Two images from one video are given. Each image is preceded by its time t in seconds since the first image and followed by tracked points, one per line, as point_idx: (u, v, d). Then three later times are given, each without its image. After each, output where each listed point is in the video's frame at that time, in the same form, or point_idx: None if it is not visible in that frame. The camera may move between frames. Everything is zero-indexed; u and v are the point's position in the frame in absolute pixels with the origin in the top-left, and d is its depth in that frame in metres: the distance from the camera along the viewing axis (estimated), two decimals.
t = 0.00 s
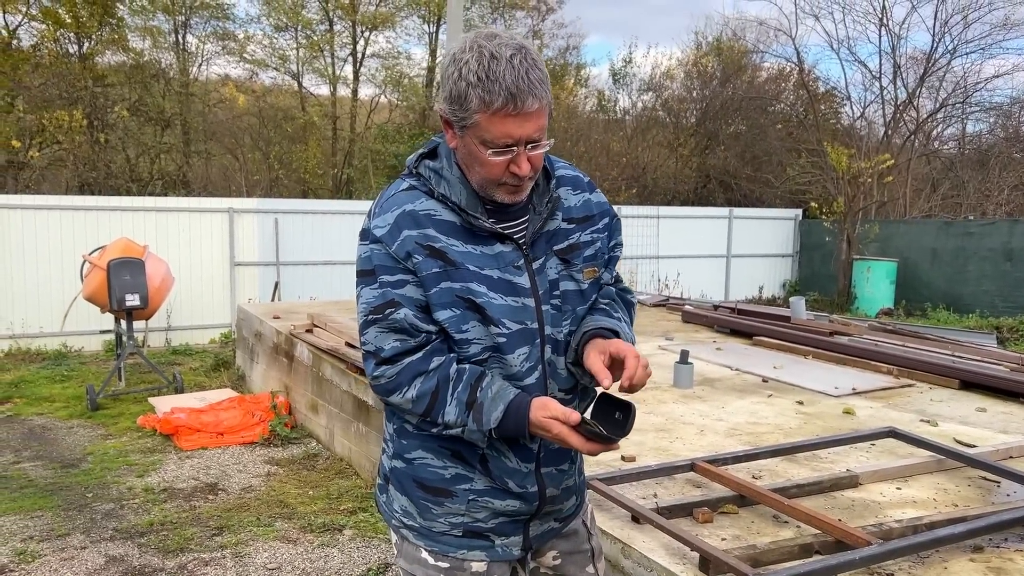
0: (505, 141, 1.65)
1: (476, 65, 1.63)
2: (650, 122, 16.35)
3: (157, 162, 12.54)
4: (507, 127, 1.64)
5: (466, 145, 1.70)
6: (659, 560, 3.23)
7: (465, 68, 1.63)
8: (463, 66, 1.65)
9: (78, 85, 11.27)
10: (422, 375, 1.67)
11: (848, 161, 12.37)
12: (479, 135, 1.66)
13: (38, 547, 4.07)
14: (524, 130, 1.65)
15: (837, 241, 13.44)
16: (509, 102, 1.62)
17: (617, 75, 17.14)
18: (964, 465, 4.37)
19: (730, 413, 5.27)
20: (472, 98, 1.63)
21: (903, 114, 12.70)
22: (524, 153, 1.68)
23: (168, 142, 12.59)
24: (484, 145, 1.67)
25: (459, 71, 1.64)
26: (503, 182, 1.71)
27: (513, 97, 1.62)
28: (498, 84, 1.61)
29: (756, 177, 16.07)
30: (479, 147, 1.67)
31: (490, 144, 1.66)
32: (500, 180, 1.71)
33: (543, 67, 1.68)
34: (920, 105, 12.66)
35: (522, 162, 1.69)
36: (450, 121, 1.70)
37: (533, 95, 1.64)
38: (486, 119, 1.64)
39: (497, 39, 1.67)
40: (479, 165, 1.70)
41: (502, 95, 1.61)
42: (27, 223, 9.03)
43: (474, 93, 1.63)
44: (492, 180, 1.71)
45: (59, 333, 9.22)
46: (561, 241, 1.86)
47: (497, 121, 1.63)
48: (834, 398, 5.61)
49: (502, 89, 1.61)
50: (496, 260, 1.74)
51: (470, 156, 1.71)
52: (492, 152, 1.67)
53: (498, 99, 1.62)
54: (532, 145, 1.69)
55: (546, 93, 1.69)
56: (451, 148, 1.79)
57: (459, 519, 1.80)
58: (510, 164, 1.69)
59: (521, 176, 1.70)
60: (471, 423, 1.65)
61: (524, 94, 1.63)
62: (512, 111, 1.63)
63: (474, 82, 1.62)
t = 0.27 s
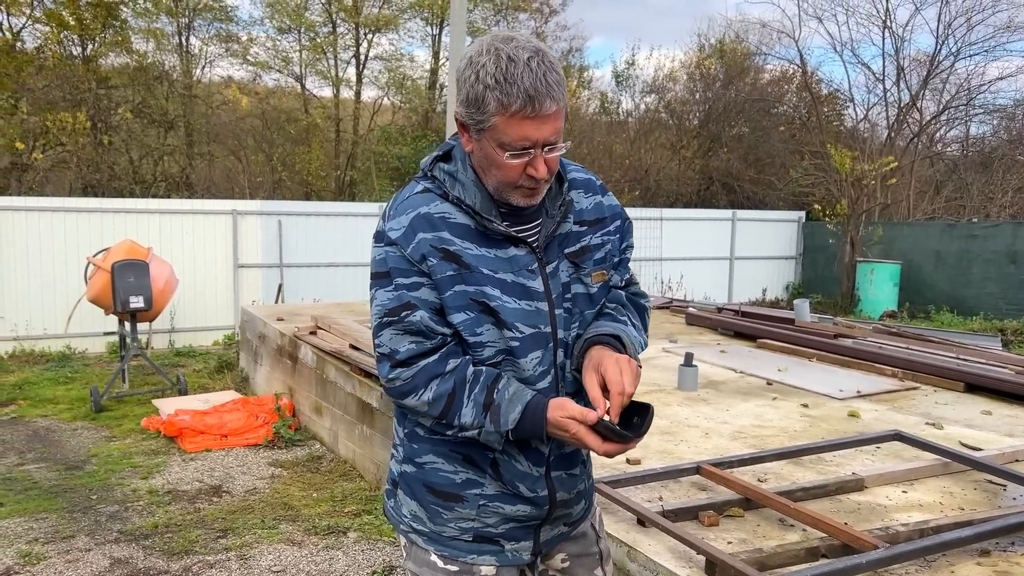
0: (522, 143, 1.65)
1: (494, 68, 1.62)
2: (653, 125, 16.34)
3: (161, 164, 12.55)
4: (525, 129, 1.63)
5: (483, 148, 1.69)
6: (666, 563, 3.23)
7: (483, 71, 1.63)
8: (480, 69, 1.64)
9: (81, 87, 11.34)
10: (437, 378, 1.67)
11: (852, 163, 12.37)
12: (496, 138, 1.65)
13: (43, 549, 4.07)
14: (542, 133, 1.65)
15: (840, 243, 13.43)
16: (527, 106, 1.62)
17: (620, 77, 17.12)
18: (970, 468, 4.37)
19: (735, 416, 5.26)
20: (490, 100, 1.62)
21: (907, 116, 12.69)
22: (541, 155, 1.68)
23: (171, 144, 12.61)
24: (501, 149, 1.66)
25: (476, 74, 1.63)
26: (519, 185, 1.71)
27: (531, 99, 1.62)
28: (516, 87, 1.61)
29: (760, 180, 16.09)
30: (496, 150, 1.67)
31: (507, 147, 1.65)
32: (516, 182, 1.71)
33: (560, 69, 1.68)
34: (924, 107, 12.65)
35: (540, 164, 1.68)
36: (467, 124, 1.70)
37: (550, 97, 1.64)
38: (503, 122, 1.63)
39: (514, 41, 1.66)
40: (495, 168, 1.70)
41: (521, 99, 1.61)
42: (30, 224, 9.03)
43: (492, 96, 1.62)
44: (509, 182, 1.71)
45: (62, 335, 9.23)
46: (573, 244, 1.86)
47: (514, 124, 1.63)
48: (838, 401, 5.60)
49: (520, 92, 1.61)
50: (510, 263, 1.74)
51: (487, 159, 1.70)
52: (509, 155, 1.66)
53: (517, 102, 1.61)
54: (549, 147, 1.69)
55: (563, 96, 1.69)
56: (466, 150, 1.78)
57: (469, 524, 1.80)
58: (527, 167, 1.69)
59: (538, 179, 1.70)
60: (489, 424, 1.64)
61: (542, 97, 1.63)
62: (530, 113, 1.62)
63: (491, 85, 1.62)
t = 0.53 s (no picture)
0: (527, 147, 1.64)
1: (498, 71, 1.62)
2: (653, 126, 16.36)
3: (161, 166, 12.54)
4: (529, 133, 1.63)
5: (487, 151, 1.69)
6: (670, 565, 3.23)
7: (486, 74, 1.62)
8: (483, 72, 1.64)
9: (82, 88, 11.33)
10: (443, 381, 1.67)
11: (853, 164, 12.39)
12: (500, 142, 1.65)
13: (46, 551, 4.06)
14: (546, 136, 1.65)
15: (841, 244, 13.45)
16: (530, 110, 1.61)
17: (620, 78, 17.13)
18: (973, 470, 4.37)
19: (737, 418, 5.26)
20: (493, 104, 1.62)
21: (907, 117, 12.72)
22: (546, 158, 1.68)
23: (171, 145, 12.60)
24: (505, 153, 1.66)
25: (479, 78, 1.63)
26: (525, 188, 1.71)
27: (535, 102, 1.62)
28: (519, 90, 1.60)
29: (760, 181, 16.12)
30: (500, 154, 1.67)
31: (511, 150, 1.65)
32: (521, 186, 1.71)
33: (565, 71, 1.67)
34: (924, 108, 12.67)
35: (544, 168, 1.68)
36: (471, 129, 1.70)
37: (554, 100, 1.64)
38: (506, 125, 1.63)
39: (517, 44, 1.66)
40: (500, 172, 1.70)
41: (523, 102, 1.61)
42: (31, 226, 9.02)
43: (495, 99, 1.62)
44: (514, 186, 1.71)
45: (63, 336, 9.21)
46: (580, 246, 1.85)
47: (518, 128, 1.62)
48: (841, 402, 5.61)
49: (523, 95, 1.61)
50: (516, 266, 1.73)
51: (491, 163, 1.70)
52: (513, 159, 1.66)
53: (520, 105, 1.61)
54: (554, 150, 1.68)
55: (567, 98, 1.68)
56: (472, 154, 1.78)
57: (474, 527, 1.79)
58: (531, 171, 1.68)
59: (543, 183, 1.70)
60: (494, 427, 1.64)
61: (546, 99, 1.62)
62: (534, 116, 1.62)
63: (495, 88, 1.62)
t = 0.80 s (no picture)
0: (527, 145, 1.64)
1: (495, 70, 1.62)
2: (652, 126, 16.37)
3: (159, 167, 12.52)
4: (529, 130, 1.63)
5: (488, 151, 1.69)
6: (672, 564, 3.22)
7: (484, 74, 1.63)
8: (481, 72, 1.64)
9: (81, 89, 11.29)
10: (444, 386, 1.67)
11: (851, 165, 12.42)
12: (501, 140, 1.65)
13: (46, 552, 4.05)
14: (547, 132, 1.64)
15: (839, 245, 13.46)
16: (529, 106, 1.61)
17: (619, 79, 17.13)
18: (973, 470, 4.37)
19: (738, 418, 5.26)
20: (492, 103, 1.62)
21: (905, 118, 12.75)
22: (547, 156, 1.67)
23: (170, 146, 12.58)
24: (507, 152, 1.66)
25: (478, 79, 1.63)
26: (528, 187, 1.70)
27: (534, 99, 1.61)
28: (518, 87, 1.60)
29: (758, 182, 16.16)
30: (501, 153, 1.67)
31: (512, 149, 1.65)
32: (525, 185, 1.70)
33: (563, 67, 1.66)
34: (923, 109, 12.71)
35: (546, 166, 1.67)
36: (472, 130, 1.70)
37: (553, 96, 1.63)
38: (506, 123, 1.63)
39: (515, 42, 1.66)
40: (502, 172, 1.69)
41: (523, 99, 1.61)
42: (29, 227, 9.00)
43: (494, 98, 1.62)
44: (517, 185, 1.70)
45: (62, 337, 9.19)
46: (585, 248, 1.85)
47: (518, 125, 1.62)
48: (841, 403, 5.61)
49: (522, 92, 1.60)
50: (520, 268, 1.73)
51: (493, 163, 1.70)
52: (515, 157, 1.66)
53: (519, 102, 1.61)
54: (555, 147, 1.68)
55: (567, 93, 1.68)
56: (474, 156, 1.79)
57: (476, 529, 1.79)
58: (533, 169, 1.68)
59: (545, 181, 1.69)
60: (493, 437, 1.64)
61: (545, 95, 1.62)
62: (533, 113, 1.62)
63: (493, 87, 1.62)
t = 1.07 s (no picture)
0: (529, 136, 1.64)
1: (493, 64, 1.63)
2: (649, 127, 16.38)
3: (157, 168, 12.50)
4: (530, 121, 1.63)
5: (490, 147, 1.69)
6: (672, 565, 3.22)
7: (482, 68, 1.63)
8: (479, 68, 1.65)
9: (78, 90, 11.27)
10: (442, 390, 1.66)
11: (849, 166, 12.45)
12: (502, 134, 1.65)
13: (44, 554, 4.04)
14: (548, 123, 1.64)
15: (837, 245, 13.48)
16: (530, 95, 1.62)
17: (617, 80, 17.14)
18: (972, 470, 4.38)
19: (736, 419, 5.26)
20: (491, 96, 1.63)
21: (903, 119, 12.77)
22: (550, 147, 1.67)
23: (167, 147, 12.57)
24: (510, 145, 1.65)
25: (476, 74, 1.64)
26: (531, 181, 1.69)
27: (533, 90, 1.62)
28: (517, 79, 1.61)
29: (756, 182, 16.17)
30: (503, 146, 1.66)
31: (514, 141, 1.65)
32: (528, 179, 1.69)
33: (560, 58, 1.67)
34: (920, 110, 12.74)
35: (549, 157, 1.67)
36: (473, 127, 1.70)
37: (553, 86, 1.64)
38: (507, 116, 1.63)
39: (511, 38, 1.67)
40: (504, 168, 1.69)
41: (523, 88, 1.61)
42: (26, 228, 8.98)
43: (493, 92, 1.63)
44: (520, 180, 1.69)
45: (60, 338, 9.17)
46: (586, 250, 1.84)
47: (519, 117, 1.62)
48: (840, 403, 5.62)
49: (521, 84, 1.61)
50: (520, 270, 1.72)
51: (495, 159, 1.69)
52: (517, 150, 1.66)
53: (519, 94, 1.61)
54: (557, 138, 1.68)
55: (565, 84, 1.68)
56: (475, 157, 1.78)
57: (476, 531, 1.78)
58: (536, 162, 1.67)
59: (549, 173, 1.69)
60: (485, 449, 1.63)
61: (544, 86, 1.62)
62: (534, 104, 1.62)
63: (492, 81, 1.62)
